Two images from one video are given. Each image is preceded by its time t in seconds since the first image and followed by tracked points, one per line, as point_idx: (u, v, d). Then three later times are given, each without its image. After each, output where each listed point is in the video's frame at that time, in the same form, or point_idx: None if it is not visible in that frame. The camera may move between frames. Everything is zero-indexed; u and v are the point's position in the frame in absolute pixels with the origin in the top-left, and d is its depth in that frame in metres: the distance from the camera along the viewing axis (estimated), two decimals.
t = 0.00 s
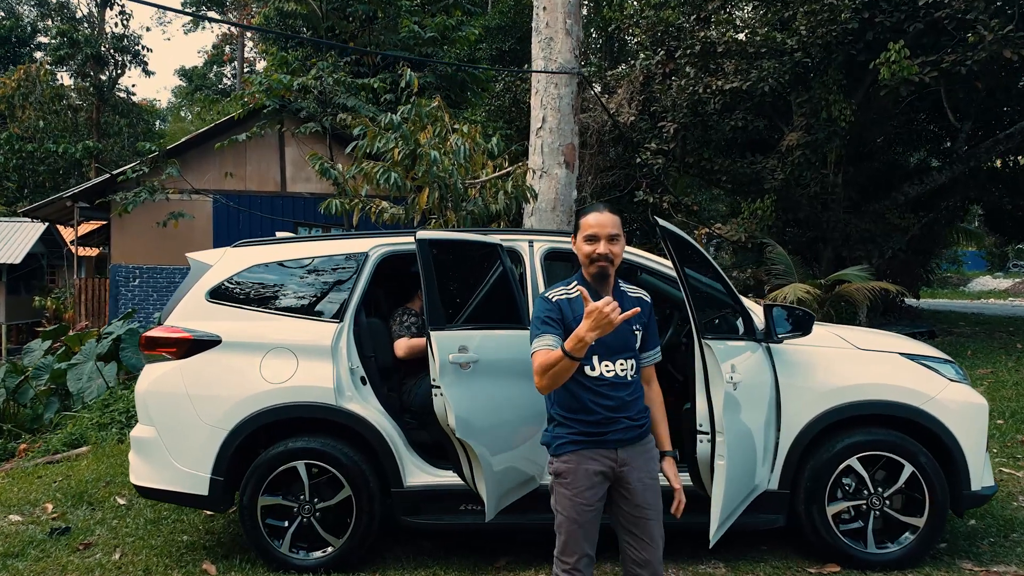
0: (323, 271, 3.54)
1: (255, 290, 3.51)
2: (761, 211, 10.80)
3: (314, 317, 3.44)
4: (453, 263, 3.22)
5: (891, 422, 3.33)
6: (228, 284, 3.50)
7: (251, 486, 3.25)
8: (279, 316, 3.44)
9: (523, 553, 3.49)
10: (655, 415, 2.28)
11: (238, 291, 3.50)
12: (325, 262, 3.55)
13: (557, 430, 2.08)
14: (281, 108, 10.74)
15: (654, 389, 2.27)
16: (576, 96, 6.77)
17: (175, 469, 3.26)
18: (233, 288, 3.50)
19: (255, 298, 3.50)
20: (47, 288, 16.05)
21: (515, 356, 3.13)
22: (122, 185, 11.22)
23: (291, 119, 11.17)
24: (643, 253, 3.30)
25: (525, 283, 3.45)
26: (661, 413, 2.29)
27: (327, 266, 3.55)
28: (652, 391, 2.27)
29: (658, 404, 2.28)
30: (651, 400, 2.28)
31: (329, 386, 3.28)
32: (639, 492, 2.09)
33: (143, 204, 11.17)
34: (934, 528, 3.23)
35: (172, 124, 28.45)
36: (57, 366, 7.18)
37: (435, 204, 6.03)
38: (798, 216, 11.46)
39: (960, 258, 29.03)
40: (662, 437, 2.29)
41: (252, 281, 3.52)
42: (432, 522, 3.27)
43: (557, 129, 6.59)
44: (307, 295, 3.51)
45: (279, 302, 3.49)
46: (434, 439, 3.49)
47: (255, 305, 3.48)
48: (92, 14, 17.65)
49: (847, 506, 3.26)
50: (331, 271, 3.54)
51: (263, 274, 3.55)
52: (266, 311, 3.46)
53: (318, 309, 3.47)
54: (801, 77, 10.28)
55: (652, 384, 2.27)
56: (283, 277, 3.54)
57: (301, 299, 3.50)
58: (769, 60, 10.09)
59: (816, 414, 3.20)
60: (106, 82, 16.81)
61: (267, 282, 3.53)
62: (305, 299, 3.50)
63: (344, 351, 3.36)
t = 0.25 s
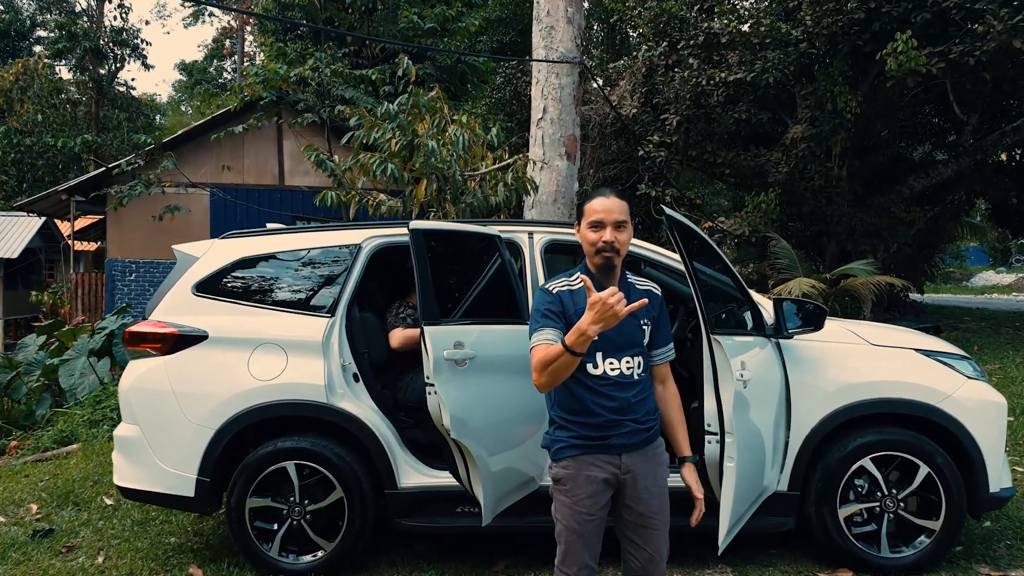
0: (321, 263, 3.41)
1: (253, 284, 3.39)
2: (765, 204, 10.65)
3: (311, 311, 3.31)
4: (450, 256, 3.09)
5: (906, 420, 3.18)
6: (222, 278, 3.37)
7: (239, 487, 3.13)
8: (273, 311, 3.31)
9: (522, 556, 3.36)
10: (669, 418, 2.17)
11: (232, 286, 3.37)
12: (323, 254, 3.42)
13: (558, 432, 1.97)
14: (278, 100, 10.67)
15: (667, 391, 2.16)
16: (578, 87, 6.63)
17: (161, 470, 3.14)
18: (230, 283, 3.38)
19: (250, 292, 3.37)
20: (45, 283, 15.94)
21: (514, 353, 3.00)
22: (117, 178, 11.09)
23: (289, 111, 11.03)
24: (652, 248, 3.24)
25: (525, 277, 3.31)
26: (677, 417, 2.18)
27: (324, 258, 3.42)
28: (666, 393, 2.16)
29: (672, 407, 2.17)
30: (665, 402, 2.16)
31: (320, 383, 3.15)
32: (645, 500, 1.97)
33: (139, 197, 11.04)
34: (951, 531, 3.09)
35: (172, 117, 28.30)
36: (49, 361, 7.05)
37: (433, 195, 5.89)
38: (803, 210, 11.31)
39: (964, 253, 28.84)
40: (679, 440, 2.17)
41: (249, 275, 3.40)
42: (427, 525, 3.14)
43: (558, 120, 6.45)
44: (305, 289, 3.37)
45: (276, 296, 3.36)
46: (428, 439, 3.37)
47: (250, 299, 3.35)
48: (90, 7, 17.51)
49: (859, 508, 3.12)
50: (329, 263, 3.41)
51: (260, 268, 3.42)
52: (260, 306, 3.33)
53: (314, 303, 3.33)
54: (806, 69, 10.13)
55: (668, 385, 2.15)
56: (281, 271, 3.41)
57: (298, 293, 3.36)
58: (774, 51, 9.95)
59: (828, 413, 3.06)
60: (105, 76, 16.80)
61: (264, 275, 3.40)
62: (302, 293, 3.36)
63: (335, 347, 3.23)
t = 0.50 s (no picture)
0: (315, 258, 3.27)
1: (248, 279, 3.25)
2: (768, 198, 10.51)
3: (304, 308, 3.17)
4: (442, 251, 2.96)
5: (917, 422, 3.05)
6: (209, 273, 3.24)
7: (223, 493, 3.01)
8: (264, 309, 3.18)
9: (518, 564, 3.24)
10: (673, 426, 2.00)
11: (223, 281, 3.24)
12: (317, 248, 3.29)
13: (551, 441, 1.85)
14: (273, 92, 10.50)
15: (670, 395, 2.00)
16: (577, 77, 6.49)
17: (140, 474, 3.01)
18: (225, 280, 3.24)
19: (241, 289, 3.23)
20: (40, 278, 15.79)
21: (508, 353, 2.87)
22: (111, 172, 10.94)
23: (285, 104, 10.88)
24: (650, 241, 3.12)
25: (521, 274, 3.17)
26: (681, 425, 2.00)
27: (317, 253, 3.28)
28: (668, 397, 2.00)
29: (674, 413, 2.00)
30: (667, 407, 2.00)
31: (306, 384, 3.02)
32: (644, 515, 1.84)
33: (133, 191, 10.90)
34: (964, 538, 2.96)
35: (171, 111, 28.12)
36: (39, 359, 6.92)
37: (428, 188, 5.75)
38: (805, 204, 11.17)
39: (966, 247, 28.69)
40: (683, 453, 2.00)
41: (241, 270, 3.26)
42: (418, 532, 3.02)
43: (557, 111, 6.31)
44: (298, 285, 3.23)
45: (269, 292, 3.22)
46: (420, 441, 3.26)
47: (240, 296, 3.22)
48: None
49: (868, 514, 2.99)
50: (322, 258, 3.27)
51: (252, 263, 3.28)
52: (251, 303, 3.20)
53: (304, 299, 3.20)
54: (809, 60, 9.98)
55: (672, 392, 1.99)
56: (274, 266, 3.27)
57: (290, 288, 3.22)
58: (778, 42, 9.82)
59: (835, 415, 2.94)
60: (102, 70, 16.62)
61: (257, 270, 3.27)
62: (295, 289, 3.22)
63: (323, 347, 3.10)
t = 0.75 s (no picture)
0: (309, 250, 3.14)
1: (243, 272, 3.13)
2: (769, 190, 10.38)
3: (298, 303, 3.04)
4: (436, 244, 2.83)
5: (931, 423, 2.92)
6: (198, 266, 3.11)
7: (208, 496, 2.89)
8: (255, 304, 3.06)
9: (515, 568, 3.12)
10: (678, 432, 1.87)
11: (215, 275, 3.11)
12: (311, 239, 3.16)
13: (550, 449, 1.72)
14: (269, 81, 10.35)
15: (675, 399, 1.87)
16: (578, 66, 6.34)
17: (122, 477, 2.89)
18: (227, 273, 3.12)
19: (234, 282, 3.11)
20: (36, 271, 15.67)
21: (505, 351, 2.75)
22: (104, 163, 10.79)
23: (281, 94, 10.73)
24: (654, 234, 3.01)
25: (518, 268, 3.04)
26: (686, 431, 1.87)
27: (311, 244, 3.15)
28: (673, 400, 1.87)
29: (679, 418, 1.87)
30: (672, 412, 1.87)
31: (294, 383, 2.90)
32: (649, 527, 1.72)
33: (127, 182, 10.76)
34: (979, 543, 2.84)
35: (168, 102, 27.93)
36: (29, 353, 6.80)
37: (425, 179, 5.62)
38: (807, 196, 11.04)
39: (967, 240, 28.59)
40: (686, 459, 1.86)
41: (234, 263, 3.14)
42: (411, 537, 2.90)
43: (557, 101, 6.18)
44: (293, 278, 3.10)
45: (262, 285, 3.10)
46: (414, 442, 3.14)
47: (232, 291, 3.09)
48: None
49: (880, 517, 2.87)
50: (316, 250, 3.14)
51: (244, 256, 3.15)
52: (242, 299, 3.07)
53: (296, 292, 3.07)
54: (813, 50, 9.83)
55: (678, 396, 1.86)
56: (267, 259, 3.15)
57: (284, 282, 3.10)
58: (781, 32, 9.67)
59: (848, 414, 2.80)
60: (98, 61, 16.45)
61: (250, 263, 3.14)
62: (290, 282, 3.10)
63: (312, 344, 2.98)
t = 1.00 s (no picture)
0: (303, 243, 3.01)
1: (234, 267, 2.99)
2: (770, 184, 10.25)
3: (291, 298, 2.91)
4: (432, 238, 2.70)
5: (949, 424, 2.79)
6: (186, 259, 2.98)
7: (193, 502, 2.77)
8: (246, 301, 2.92)
9: None
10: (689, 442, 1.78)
11: (205, 268, 2.97)
12: (305, 233, 3.02)
13: (554, 458, 1.60)
14: (262, 74, 10.18)
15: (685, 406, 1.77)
16: (577, 57, 6.21)
17: (103, 482, 2.76)
18: (220, 267, 2.98)
19: (226, 277, 2.97)
20: (28, 267, 15.50)
21: (504, 350, 2.62)
22: (95, 157, 10.63)
23: (275, 87, 10.57)
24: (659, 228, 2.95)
25: (517, 264, 2.91)
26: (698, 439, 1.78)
27: (305, 238, 3.02)
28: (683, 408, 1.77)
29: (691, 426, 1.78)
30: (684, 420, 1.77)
31: (283, 383, 2.77)
32: (661, 542, 1.60)
33: (119, 176, 10.59)
34: (999, 549, 2.72)
35: (163, 96, 27.71)
36: (16, 350, 6.65)
37: (420, 172, 5.48)
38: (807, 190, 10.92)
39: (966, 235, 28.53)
40: (701, 466, 1.77)
41: (224, 257, 2.99)
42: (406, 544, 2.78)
43: (555, 92, 6.05)
44: (287, 274, 2.97)
45: (255, 280, 2.96)
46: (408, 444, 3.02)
47: (223, 285, 2.96)
48: None
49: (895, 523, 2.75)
50: (310, 244, 3.00)
51: (235, 249, 3.01)
52: (233, 295, 2.94)
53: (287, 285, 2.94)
54: (814, 43, 9.69)
55: (690, 399, 1.77)
56: (259, 252, 3.01)
57: (277, 278, 2.96)
58: (782, 23, 9.54)
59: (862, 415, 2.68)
60: (92, 54, 16.27)
61: (242, 257, 3.00)
62: (283, 277, 2.96)
63: (302, 343, 2.85)
